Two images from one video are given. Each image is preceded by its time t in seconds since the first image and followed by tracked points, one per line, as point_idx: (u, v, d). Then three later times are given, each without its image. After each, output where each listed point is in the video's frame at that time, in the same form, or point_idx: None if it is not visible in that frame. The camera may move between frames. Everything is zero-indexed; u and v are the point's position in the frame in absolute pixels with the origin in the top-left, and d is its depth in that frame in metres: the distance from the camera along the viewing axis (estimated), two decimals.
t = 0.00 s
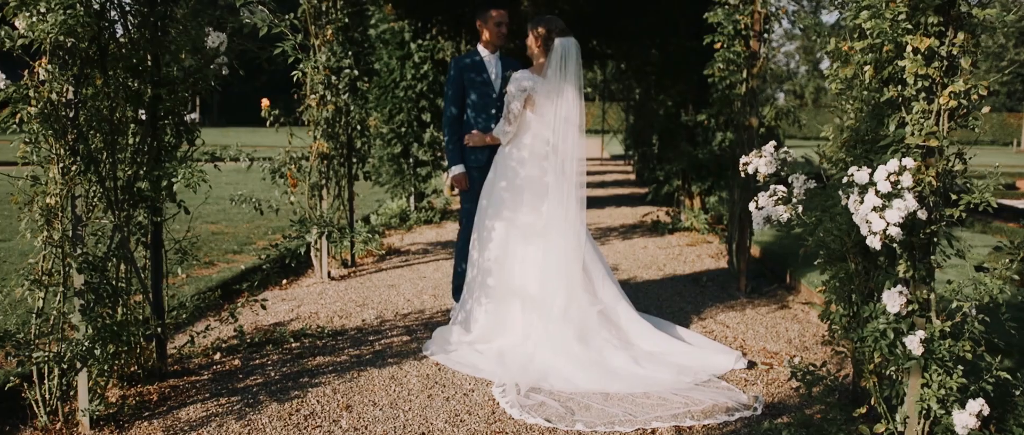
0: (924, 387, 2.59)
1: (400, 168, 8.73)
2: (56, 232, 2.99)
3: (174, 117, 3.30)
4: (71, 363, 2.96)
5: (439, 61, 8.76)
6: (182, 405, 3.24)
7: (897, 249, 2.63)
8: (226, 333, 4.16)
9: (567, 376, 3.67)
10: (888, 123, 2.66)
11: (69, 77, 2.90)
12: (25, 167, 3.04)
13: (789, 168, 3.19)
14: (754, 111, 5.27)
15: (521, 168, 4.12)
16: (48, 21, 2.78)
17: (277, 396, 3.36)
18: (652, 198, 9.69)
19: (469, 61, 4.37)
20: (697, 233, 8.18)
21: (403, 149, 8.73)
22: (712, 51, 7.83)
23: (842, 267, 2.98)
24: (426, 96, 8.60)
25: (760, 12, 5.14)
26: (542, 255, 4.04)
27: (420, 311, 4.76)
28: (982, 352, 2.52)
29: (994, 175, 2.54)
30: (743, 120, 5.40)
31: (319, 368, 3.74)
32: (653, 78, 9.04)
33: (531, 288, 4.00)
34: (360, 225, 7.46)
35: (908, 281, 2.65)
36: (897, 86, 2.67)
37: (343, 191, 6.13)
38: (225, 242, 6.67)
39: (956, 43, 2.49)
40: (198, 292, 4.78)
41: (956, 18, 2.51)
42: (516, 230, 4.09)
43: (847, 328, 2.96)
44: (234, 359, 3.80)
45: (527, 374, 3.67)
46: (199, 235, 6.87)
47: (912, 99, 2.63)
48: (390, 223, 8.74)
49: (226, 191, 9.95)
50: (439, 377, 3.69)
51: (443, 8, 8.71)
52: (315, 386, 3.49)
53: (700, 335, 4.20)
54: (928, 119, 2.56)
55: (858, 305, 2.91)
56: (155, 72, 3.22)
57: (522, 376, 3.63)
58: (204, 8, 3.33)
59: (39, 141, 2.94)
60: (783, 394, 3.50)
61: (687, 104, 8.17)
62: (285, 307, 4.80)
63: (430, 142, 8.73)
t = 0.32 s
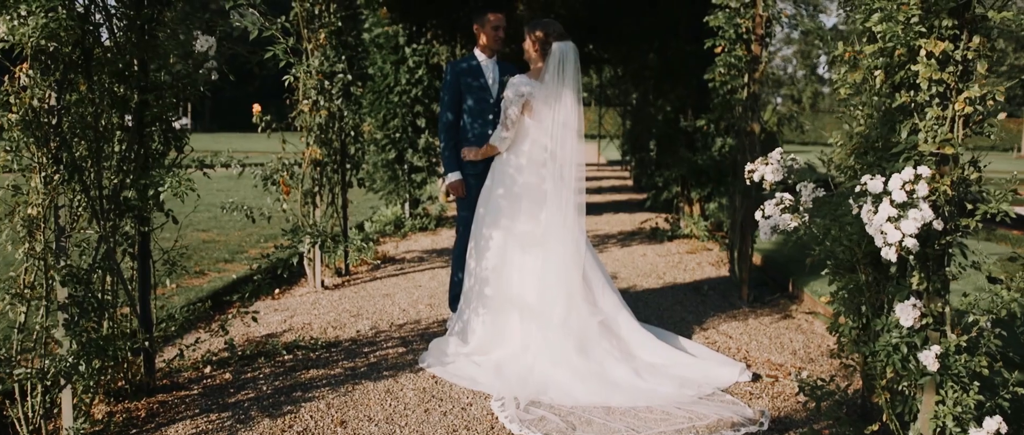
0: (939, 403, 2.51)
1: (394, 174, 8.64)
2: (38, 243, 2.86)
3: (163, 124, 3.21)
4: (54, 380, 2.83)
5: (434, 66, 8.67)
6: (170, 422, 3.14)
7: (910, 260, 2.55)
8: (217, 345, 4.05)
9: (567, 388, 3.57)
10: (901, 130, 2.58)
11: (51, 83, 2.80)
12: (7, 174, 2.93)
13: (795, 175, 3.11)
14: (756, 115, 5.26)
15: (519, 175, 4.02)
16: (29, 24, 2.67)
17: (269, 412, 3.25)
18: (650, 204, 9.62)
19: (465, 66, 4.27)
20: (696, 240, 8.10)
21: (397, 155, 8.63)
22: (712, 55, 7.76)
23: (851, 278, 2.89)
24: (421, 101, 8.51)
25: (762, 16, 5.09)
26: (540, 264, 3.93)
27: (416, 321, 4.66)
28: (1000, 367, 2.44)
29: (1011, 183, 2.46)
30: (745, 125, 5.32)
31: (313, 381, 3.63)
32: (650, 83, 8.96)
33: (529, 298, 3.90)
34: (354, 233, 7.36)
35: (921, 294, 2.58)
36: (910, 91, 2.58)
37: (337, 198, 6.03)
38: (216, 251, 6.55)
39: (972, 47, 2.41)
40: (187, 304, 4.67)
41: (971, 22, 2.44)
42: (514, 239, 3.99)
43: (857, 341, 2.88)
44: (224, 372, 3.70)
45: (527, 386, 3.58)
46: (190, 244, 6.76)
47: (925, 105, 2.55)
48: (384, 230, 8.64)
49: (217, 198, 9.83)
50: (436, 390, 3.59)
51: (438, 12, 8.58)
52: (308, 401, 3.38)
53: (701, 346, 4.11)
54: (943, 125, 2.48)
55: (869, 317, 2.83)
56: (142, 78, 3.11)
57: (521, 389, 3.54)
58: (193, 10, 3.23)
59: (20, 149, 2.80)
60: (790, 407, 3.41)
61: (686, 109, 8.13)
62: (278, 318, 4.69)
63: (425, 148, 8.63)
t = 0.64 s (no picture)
0: (954, 421, 2.43)
1: (389, 180, 8.54)
2: (20, 255, 2.79)
3: (150, 132, 3.12)
4: (37, 397, 2.75)
5: (429, 71, 8.59)
6: None
7: (924, 272, 2.46)
8: (207, 357, 3.95)
9: (567, 401, 3.48)
10: (914, 136, 2.50)
11: (34, 89, 2.70)
12: None
13: (802, 183, 3.03)
14: (757, 120, 5.20)
15: (516, 181, 3.92)
16: (9, 28, 2.58)
17: (260, 427, 3.15)
18: (647, 210, 9.54)
19: (461, 70, 4.18)
20: (694, 246, 8.02)
21: (392, 160, 8.55)
22: (711, 59, 7.69)
23: (860, 290, 2.81)
24: (416, 106, 8.43)
25: (762, 19, 5.13)
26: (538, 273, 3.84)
27: (412, 331, 4.56)
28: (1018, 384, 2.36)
29: None
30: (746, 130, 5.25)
31: (306, 395, 3.53)
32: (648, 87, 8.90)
33: (528, 307, 3.80)
34: (349, 240, 7.26)
35: (935, 307, 2.50)
36: (923, 97, 2.50)
37: (331, 205, 5.93)
38: (208, 259, 6.45)
39: (987, 52, 2.32)
40: (177, 314, 4.58)
41: (985, 25, 2.36)
42: (511, 247, 3.90)
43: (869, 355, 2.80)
44: (215, 386, 3.60)
45: (526, 399, 3.48)
46: (181, 252, 6.66)
47: (939, 111, 2.47)
48: (379, 236, 8.55)
49: (209, 205, 9.73)
50: (432, 404, 3.49)
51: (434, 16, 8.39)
52: (301, 416, 3.28)
53: (704, 356, 4.03)
54: (957, 132, 2.40)
55: (881, 330, 2.75)
56: (129, 83, 3.01)
57: (519, 402, 3.44)
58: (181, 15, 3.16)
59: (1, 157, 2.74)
60: (796, 421, 3.33)
61: (685, 114, 8.04)
62: (270, 329, 4.59)
63: (420, 154, 8.54)
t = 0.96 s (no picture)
0: None
1: (384, 186, 8.45)
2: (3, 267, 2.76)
3: (138, 137, 3.01)
4: (19, 415, 2.67)
5: (424, 75, 8.51)
6: None
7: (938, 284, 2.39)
8: (198, 370, 3.86)
9: (568, 415, 3.38)
10: (927, 143, 2.42)
11: (14, 95, 2.67)
12: None
13: (810, 191, 2.94)
14: (756, 126, 5.14)
15: (515, 189, 3.83)
16: None
17: None
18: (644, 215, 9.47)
19: (457, 74, 4.10)
20: (692, 252, 7.95)
21: (387, 166, 8.45)
22: (708, 63, 7.63)
23: (870, 302, 2.74)
24: (411, 111, 8.35)
25: (763, 23, 5.07)
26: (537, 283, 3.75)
27: (407, 341, 4.47)
28: None
29: None
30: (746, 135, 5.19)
31: (299, 409, 3.43)
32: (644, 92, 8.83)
33: (526, 318, 3.71)
34: (343, 247, 7.16)
35: (949, 320, 2.43)
36: (936, 102, 2.43)
37: (324, 212, 5.84)
38: (200, 267, 6.35)
39: (1004, 56, 2.25)
40: (167, 325, 4.47)
41: (1002, 29, 2.28)
42: (509, 256, 3.81)
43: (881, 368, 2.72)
44: (206, 400, 3.50)
45: (525, 412, 3.39)
46: (172, 260, 6.55)
47: (953, 118, 2.40)
48: (374, 243, 8.45)
49: (201, 211, 9.62)
50: (429, 418, 3.40)
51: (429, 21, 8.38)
52: (294, 431, 3.18)
53: (705, 367, 3.95)
54: (972, 139, 2.32)
55: (892, 344, 2.67)
56: (115, 89, 2.91)
57: (519, 416, 3.35)
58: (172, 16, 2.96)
59: None
60: None
61: (682, 119, 7.98)
62: (263, 339, 4.49)
63: (415, 159, 8.45)
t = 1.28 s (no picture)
0: None
1: (378, 192, 8.34)
2: None
3: (124, 147, 2.87)
4: None
5: (419, 81, 8.44)
6: None
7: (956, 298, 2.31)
8: (187, 384, 3.76)
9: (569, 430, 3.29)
10: (941, 151, 2.35)
11: None
12: None
13: (816, 200, 2.86)
14: (756, 132, 5.07)
15: (513, 197, 3.74)
16: None
17: None
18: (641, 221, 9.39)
19: (452, 79, 4.01)
20: (690, 258, 7.87)
21: (381, 172, 8.35)
22: (707, 67, 7.54)
23: (881, 315, 2.66)
24: (405, 116, 8.26)
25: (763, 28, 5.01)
26: (535, 293, 3.66)
27: (402, 353, 4.37)
28: None
29: None
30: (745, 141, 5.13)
31: (291, 425, 3.33)
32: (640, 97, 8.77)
33: (524, 330, 3.61)
34: (337, 255, 7.06)
35: (964, 334, 2.35)
36: (951, 109, 2.36)
37: (318, 220, 5.73)
38: (191, 276, 6.24)
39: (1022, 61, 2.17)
40: (157, 337, 4.37)
41: (1021, 32, 2.20)
42: (507, 266, 3.71)
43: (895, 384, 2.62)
44: (195, 415, 3.39)
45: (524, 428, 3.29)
46: (163, 268, 6.44)
47: (968, 125, 2.33)
48: (368, 250, 8.34)
49: (193, 218, 9.50)
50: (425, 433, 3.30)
51: (422, 25, 8.28)
52: None
53: (708, 379, 3.86)
54: (989, 147, 2.25)
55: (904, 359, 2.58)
56: (99, 96, 2.80)
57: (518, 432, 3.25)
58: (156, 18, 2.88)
59: None
60: None
61: (679, 124, 7.90)
62: (254, 350, 4.39)
63: (410, 165, 8.35)
